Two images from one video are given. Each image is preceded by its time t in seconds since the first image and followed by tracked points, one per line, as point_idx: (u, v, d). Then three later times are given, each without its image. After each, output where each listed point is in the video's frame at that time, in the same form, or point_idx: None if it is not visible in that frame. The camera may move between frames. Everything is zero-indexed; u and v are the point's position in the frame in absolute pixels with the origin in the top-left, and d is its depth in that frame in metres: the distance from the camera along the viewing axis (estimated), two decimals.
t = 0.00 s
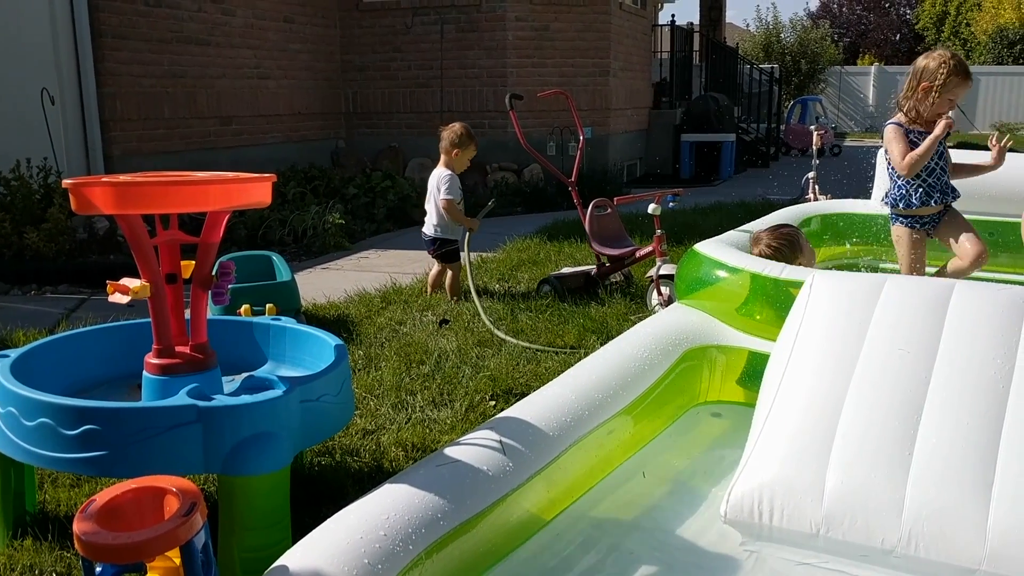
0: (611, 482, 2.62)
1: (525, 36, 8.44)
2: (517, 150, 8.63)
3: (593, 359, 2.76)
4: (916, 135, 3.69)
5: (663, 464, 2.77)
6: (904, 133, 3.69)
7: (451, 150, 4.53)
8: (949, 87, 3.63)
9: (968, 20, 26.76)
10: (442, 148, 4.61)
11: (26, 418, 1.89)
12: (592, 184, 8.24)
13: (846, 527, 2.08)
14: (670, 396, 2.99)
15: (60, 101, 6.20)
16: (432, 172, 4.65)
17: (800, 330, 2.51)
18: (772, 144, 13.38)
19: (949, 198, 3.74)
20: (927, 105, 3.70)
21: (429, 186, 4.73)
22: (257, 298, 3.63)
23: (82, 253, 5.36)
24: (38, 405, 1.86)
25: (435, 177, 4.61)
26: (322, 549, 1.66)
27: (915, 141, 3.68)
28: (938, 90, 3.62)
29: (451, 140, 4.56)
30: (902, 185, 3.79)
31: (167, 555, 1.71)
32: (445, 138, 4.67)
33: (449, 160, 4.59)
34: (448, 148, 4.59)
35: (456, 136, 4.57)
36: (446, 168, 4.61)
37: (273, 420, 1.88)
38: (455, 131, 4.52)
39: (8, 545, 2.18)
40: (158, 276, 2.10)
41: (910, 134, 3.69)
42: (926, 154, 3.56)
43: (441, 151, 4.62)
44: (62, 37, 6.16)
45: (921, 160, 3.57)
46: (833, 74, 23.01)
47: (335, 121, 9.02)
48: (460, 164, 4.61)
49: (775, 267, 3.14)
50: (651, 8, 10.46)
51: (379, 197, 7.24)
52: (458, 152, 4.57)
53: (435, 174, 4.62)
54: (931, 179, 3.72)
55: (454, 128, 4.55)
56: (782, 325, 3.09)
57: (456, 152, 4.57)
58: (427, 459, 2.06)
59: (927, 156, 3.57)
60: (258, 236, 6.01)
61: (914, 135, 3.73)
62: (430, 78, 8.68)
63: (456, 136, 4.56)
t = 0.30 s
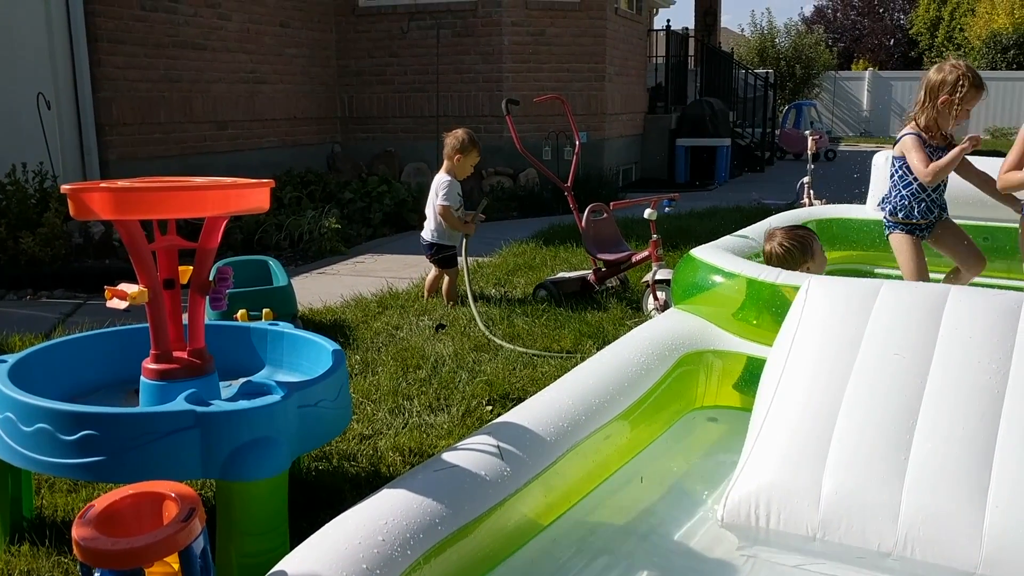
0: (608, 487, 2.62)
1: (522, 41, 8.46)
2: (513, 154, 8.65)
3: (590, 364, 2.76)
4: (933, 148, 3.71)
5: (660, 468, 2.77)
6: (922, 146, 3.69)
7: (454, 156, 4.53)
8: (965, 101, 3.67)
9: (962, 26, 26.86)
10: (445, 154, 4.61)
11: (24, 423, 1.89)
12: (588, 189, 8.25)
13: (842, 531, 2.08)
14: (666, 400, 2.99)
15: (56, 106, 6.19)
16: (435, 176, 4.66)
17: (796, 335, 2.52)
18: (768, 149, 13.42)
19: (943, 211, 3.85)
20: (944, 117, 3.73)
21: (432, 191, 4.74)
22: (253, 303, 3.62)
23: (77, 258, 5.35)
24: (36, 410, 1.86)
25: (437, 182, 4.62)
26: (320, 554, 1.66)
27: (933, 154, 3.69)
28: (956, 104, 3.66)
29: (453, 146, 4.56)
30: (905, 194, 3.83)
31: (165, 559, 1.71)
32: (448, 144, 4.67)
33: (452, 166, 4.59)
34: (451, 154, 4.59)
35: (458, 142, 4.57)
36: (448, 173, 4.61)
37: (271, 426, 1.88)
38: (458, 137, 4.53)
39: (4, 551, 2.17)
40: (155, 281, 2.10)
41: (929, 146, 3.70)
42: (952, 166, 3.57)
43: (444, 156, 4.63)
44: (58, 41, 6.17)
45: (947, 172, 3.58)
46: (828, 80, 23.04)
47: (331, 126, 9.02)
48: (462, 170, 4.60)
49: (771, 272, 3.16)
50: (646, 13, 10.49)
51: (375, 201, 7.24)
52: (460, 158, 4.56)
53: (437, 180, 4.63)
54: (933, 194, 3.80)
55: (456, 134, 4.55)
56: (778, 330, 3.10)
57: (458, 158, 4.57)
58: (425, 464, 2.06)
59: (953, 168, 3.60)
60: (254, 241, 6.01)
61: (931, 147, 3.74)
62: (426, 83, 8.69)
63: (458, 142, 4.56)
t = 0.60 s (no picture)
0: (604, 489, 2.62)
1: (518, 44, 8.47)
2: (509, 157, 8.66)
3: (586, 366, 2.76)
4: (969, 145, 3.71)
5: (657, 471, 2.77)
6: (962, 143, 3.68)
7: (450, 159, 4.53)
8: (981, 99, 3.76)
9: (957, 29, 26.93)
10: (442, 157, 4.61)
11: (20, 425, 1.89)
12: (585, 192, 8.26)
13: (838, 533, 2.09)
14: (663, 402, 3.00)
15: (52, 108, 6.19)
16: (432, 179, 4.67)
17: (792, 337, 2.52)
18: (763, 152, 13.44)
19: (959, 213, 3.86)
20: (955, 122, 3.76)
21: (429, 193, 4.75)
22: (250, 306, 3.62)
23: (73, 260, 5.34)
24: (33, 412, 1.86)
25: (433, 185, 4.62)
26: (316, 555, 1.66)
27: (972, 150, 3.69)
28: (979, 101, 3.72)
29: (449, 149, 4.56)
30: (929, 194, 3.82)
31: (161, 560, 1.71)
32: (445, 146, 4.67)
33: (448, 169, 4.59)
34: (447, 156, 4.59)
35: (455, 145, 4.56)
36: (444, 176, 4.61)
37: (268, 427, 1.88)
38: (454, 140, 4.52)
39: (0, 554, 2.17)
40: (152, 283, 2.10)
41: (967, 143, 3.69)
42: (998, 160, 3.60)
43: (440, 158, 4.63)
44: (54, 44, 6.17)
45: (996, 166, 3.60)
46: (824, 83, 23.09)
47: (327, 128, 9.02)
48: (457, 173, 4.60)
49: (767, 274, 3.17)
50: (642, 16, 10.50)
51: (371, 204, 7.24)
52: (456, 161, 4.56)
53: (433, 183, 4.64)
54: (952, 194, 3.83)
55: (453, 138, 4.54)
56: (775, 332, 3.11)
57: (455, 161, 4.56)
58: (421, 467, 2.07)
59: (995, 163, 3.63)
60: (250, 243, 6.00)
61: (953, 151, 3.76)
62: (423, 85, 8.69)
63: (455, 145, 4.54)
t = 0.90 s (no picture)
0: (603, 492, 2.63)
1: (515, 48, 8.49)
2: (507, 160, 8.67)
3: (584, 369, 2.77)
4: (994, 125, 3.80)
5: (655, 474, 2.78)
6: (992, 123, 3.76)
7: (449, 162, 4.54)
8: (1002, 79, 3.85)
9: (953, 32, 26.99)
10: (440, 159, 4.62)
11: (20, 430, 1.89)
12: (582, 195, 8.27)
13: (836, 536, 2.09)
14: (661, 406, 3.00)
15: (50, 112, 6.20)
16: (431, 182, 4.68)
17: (789, 341, 2.53)
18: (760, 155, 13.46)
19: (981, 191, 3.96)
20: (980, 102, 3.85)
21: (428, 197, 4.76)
22: (248, 309, 3.62)
23: (71, 264, 5.33)
24: (32, 417, 1.86)
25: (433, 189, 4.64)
26: (315, 559, 1.67)
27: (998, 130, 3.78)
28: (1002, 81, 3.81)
29: (447, 152, 4.57)
30: (957, 171, 3.88)
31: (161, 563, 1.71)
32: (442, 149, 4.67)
33: (447, 172, 4.61)
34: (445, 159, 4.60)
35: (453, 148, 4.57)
36: (444, 179, 4.62)
37: (267, 431, 1.88)
38: (452, 143, 4.53)
39: None
40: (152, 288, 2.10)
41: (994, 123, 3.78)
42: None
43: (439, 161, 4.64)
44: (51, 48, 6.17)
45: None
46: (820, 86, 23.14)
47: (325, 132, 9.02)
48: (457, 175, 4.61)
49: (765, 278, 3.17)
50: (640, 20, 10.51)
51: (369, 207, 7.24)
52: (455, 164, 4.57)
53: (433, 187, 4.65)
54: (977, 171, 3.91)
55: (449, 140, 4.55)
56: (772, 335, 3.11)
57: (454, 164, 4.57)
58: (420, 470, 2.07)
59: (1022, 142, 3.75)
60: (248, 247, 6.00)
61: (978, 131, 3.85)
62: (421, 89, 8.70)
63: (450, 145, 4.55)
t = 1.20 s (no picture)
0: (601, 495, 2.63)
1: (512, 51, 8.50)
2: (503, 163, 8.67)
3: (582, 372, 2.77)
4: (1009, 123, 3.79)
5: (652, 477, 2.78)
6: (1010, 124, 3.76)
7: (443, 165, 4.54)
8: None
9: (949, 36, 27.05)
10: (434, 162, 4.62)
11: (16, 433, 1.89)
12: (578, 198, 8.28)
13: (833, 538, 2.10)
14: (658, 408, 3.00)
15: (46, 116, 6.19)
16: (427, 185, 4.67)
17: (786, 344, 2.53)
18: (757, 158, 13.48)
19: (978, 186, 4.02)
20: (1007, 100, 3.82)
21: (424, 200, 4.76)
22: (245, 312, 3.62)
23: (67, 267, 5.32)
24: (28, 420, 1.86)
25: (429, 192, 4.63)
26: (313, 563, 1.67)
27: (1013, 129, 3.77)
28: None
29: (441, 155, 4.57)
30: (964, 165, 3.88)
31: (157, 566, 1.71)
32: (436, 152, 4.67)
33: (442, 175, 4.60)
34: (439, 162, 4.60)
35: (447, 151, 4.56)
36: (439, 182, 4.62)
37: (264, 435, 1.88)
38: (445, 146, 4.53)
39: None
40: (149, 291, 2.10)
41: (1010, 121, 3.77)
42: None
43: (433, 165, 4.64)
44: (47, 51, 6.16)
45: None
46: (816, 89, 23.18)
47: (321, 135, 9.02)
48: (452, 178, 4.60)
49: (761, 281, 3.18)
50: (636, 24, 10.53)
51: (365, 211, 7.24)
52: (449, 168, 4.57)
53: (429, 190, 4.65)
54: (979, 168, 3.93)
55: (443, 143, 4.55)
56: (769, 338, 3.12)
57: (449, 167, 4.57)
58: (417, 473, 2.07)
59: None
60: (244, 250, 5.99)
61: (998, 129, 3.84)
62: (417, 92, 8.71)
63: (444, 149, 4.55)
